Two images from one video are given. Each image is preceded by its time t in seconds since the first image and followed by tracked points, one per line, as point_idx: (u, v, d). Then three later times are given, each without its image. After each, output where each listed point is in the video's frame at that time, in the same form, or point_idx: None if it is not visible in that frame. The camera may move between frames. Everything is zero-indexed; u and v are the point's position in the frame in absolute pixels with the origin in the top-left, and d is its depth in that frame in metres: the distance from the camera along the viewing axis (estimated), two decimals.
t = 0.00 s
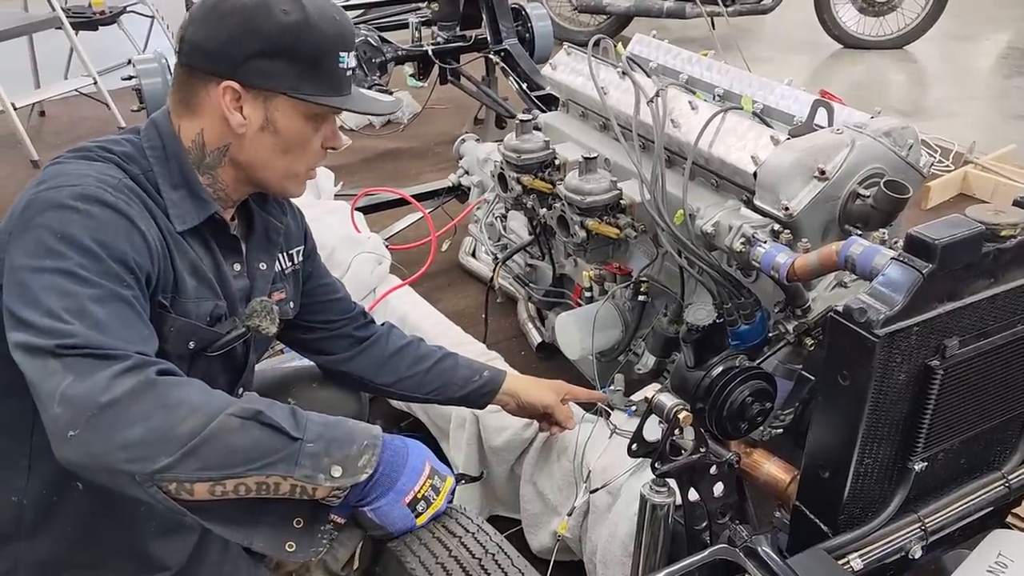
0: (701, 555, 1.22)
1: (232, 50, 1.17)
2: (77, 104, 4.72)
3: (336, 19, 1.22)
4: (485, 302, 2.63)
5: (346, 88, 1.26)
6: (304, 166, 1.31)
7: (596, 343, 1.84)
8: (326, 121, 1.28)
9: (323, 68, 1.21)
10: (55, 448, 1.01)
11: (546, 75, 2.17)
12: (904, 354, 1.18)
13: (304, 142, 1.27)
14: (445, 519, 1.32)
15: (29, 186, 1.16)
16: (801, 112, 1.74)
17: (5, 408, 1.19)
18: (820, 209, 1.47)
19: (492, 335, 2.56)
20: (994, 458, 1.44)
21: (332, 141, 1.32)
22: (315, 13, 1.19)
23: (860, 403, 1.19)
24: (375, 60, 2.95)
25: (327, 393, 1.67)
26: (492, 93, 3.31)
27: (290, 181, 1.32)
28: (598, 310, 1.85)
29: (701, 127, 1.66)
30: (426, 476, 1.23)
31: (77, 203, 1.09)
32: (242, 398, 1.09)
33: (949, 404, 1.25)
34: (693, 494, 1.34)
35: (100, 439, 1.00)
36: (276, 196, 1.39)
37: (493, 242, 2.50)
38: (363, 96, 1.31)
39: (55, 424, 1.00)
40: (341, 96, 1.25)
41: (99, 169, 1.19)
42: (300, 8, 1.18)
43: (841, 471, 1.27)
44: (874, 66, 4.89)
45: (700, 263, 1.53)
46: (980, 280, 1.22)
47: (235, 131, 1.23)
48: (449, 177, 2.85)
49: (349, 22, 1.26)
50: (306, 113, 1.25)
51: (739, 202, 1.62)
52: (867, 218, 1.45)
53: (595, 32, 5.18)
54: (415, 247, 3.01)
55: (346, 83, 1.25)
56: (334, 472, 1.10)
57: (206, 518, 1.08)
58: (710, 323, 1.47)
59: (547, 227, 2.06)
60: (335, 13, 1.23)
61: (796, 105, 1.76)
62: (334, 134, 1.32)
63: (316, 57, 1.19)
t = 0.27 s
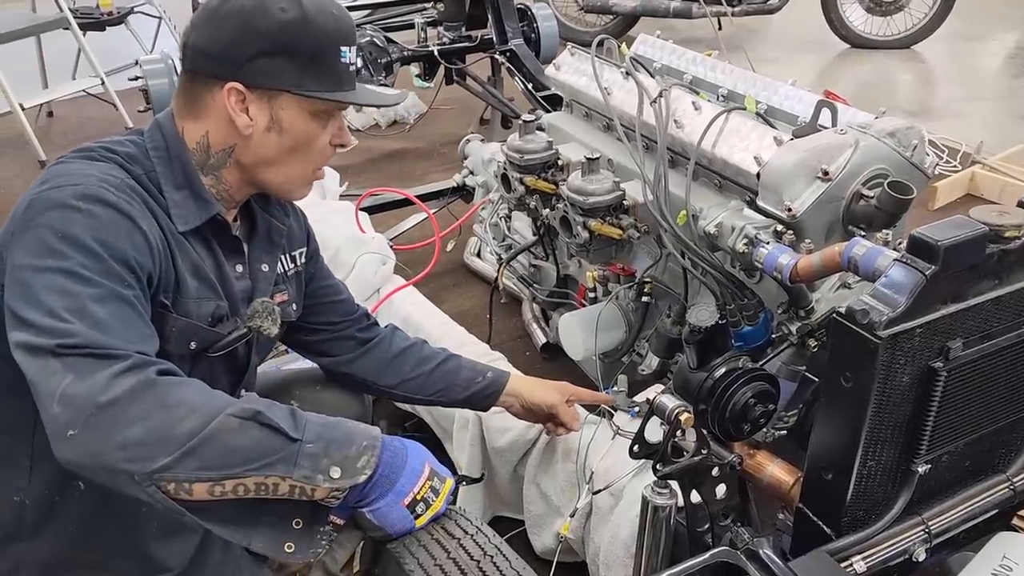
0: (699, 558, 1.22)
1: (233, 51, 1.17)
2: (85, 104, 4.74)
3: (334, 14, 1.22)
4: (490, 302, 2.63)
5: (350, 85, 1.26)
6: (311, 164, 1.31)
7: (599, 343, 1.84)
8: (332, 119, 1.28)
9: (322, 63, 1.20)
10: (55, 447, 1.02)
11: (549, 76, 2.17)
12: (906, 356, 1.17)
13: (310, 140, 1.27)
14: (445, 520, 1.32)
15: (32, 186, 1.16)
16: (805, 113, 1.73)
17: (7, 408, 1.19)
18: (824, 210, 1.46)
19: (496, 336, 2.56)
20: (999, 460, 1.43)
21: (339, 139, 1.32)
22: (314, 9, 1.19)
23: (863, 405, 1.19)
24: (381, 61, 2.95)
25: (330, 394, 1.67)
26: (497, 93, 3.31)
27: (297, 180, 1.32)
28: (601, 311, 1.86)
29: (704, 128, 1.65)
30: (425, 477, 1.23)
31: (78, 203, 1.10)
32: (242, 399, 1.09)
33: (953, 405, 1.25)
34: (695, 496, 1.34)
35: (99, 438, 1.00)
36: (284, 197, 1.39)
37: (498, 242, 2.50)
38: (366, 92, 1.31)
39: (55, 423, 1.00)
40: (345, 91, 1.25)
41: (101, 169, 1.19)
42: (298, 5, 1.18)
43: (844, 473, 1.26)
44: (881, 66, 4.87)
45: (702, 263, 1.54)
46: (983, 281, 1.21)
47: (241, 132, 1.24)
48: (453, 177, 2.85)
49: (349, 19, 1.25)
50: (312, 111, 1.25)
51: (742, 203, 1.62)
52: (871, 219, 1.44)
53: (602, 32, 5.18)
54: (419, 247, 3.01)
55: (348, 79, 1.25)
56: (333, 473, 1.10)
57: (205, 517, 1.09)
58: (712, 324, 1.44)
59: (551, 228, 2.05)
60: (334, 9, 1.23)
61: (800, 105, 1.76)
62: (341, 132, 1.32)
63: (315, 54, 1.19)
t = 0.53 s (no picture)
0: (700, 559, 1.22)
1: (243, 55, 1.17)
2: (88, 105, 4.75)
3: (344, 20, 1.22)
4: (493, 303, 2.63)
5: (358, 90, 1.26)
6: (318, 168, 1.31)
7: (601, 343, 1.84)
8: (339, 123, 1.28)
9: (331, 69, 1.21)
10: (56, 442, 1.02)
11: (551, 75, 2.17)
12: (909, 356, 1.17)
13: (318, 145, 1.27)
14: (445, 520, 1.32)
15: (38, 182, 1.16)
16: (807, 113, 1.73)
17: (9, 406, 1.19)
18: (826, 210, 1.46)
19: (499, 336, 2.55)
20: (1004, 461, 1.43)
21: (345, 143, 1.33)
22: (323, 15, 1.19)
23: (866, 405, 1.18)
24: (384, 61, 2.95)
25: (332, 394, 1.67)
26: (500, 94, 3.30)
27: (304, 184, 1.32)
28: (603, 311, 1.85)
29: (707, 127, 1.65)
30: (425, 477, 1.23)
31: (84, 200, 1.10)
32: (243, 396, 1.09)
33: (956, 405, 1.24)
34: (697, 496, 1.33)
35: (101, 433, 1.00)
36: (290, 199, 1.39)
37: (501, 242, 2.50)
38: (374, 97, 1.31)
39: (57, 418, 1.00)
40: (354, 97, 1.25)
41: (107, 167, 1.19)
42: (309, 11, 1.18)
43: (846, 472, 1.26)
44: (885, 65, 4.85)
45: (704, 263, 1.54)
46: (988, 281, 1.20)
47: (249, 136, 1.24)
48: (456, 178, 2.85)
49: (358, 25, 1.26)
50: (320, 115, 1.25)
51: (745, 202, 1.61)
52: (874, 219, 1.44)
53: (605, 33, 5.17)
54: (422, 248, 3.01)
55: (357, 85, 1.25)
56: (334, 472, 1.09)
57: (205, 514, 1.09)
58: (714, 324, 1.44)
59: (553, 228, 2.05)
60: (343, 15, 1.23)
61: (803, 104, 1.75)
62: (347, 136, 1.32)
63: (325, 59, 1.19)
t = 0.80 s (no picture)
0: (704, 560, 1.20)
1: (247, 59, 1.16)
2: (89, 106, 4.75)
3: (347, 26, 1.22)
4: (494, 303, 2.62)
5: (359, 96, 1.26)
6: (318, 173, 1.31)
7: (602, 343, 1.84)
8: (340, 129, 1.28)
9: (337, 76, 1.21)
10: (53, 448, 1.01)
11: (551, 75, 2.16)
12: (910, 355, 1.16)
13: (319, 151, 1.27)
14: (446, 523, 1.31)
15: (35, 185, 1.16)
16: (808, 111, 1.72)
17: (8, 410, 1.19)
18: (826, 209, 1.45)
19: (500, 336, 2.55)
20: (1008, 460, 1.42)
21: (345, 149, 1.33)
22: (328, 21, 1.19)
23: (868, 405, 1.17)
24: (384, 61, 2.94)
25: (333, 396, 1.67)
26: (500, 93, 3.30)
27: (304, 189, 1.32)
28: (604, 311, 1.85)
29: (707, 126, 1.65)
30: (425, 479, 1.22)
31: (81, 203, 1.09)
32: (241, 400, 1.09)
33: (959, 404, 1.23)
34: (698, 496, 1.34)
35: (98, 439, 1.00)
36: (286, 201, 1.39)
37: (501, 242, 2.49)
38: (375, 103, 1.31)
39: (52, 424, 1.00)
40: (355, 104, 1.25)
41: (105, 170, 1.19)
42: (314, 16, 1.18)
43: (848, 473, 1.25)
44: (887, 63, 4.84)
45: (705, 263, 1.54)
46: (991, 280, 1.20)
47: (251, 141, 1.23)
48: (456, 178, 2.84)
49: (362, 30, 1.26)
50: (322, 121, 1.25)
51: (745, 201, 1.60)
52: (875, 217, 1.44)
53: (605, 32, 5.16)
54: (422, 248, 3.01)
55: (359, 90, 1.25)
56: (333, 475, 1.09)
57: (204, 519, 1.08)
58: (715, 323, 1.43)
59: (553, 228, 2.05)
60: (347, 21, 1.23)
61: (803, 103, 1.74)
62: (347, 142, 1.32)
63: (329, 66, 1.20)
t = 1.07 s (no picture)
0: (713, 563, 1.18)
1: (240, 63, 1.15)
2: (86, 108, 4.73)
3: (342, 31, 1.21)
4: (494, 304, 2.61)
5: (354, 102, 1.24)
6: (311, 180, 1.29)
7: (605, 345, 1.83)
8: (333, 135, 1.27)
9: (331, 82, 1.19)
10: (51, 463, 1.00)
11: (551, 74, 2.15)
12: (919, 357, 1.15)
13: (311, 157, 1.25)
14: (449, 530, 1.30)
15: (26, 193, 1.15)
16: (811, 109, 1.71)
17: (4, 420, 1.18)
18: (831, 209, 1.44)
19: (501, 337, 2.53)
20: (1015, 461, 1.41)
21: (338, 155, 1.31)
22: (324, 26, 1.18)
23: (876, 407, 1.16)
24: (382, 61, 2.93)
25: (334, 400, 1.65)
26: (499, 92, 3.28)
27: (295, 195, 1.30)
28: (607, 311, 1.84)
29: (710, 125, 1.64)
30: (430, 486, 1.21)
31: (72, 211, 1.08)
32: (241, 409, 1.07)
33: (967, 406, 1.22)
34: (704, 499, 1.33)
35: (95, 453, 0.98)
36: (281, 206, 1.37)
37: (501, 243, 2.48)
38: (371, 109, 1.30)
39: (50, 438, 0.99)
40: (349, 111, 1.23)
41: (96, 176, 1.17)
42: (309, 21, 1.17)
43: (856, 476, 1.24)
44: (886, 60, 4.83)
45: (708, 264, 1.54)
46: (998, 280, 1.18)
47: (241, 146, 1.22)
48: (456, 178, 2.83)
49: (358, 35, 1.25)
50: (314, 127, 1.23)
51: (749, 201, 1.59)
52: (881, 217, 1.42)
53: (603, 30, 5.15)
54: (422, 248, 2.99)
55: (354, 96, 1.24)
56: (335, 485, 1.08)
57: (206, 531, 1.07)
58: (720, 325, 1.44)
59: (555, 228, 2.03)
60: (342, 27, 1.22)
61: (806, 101, 1.73)
62: (340, 148, 1.30)
63: (324, 71, 1.18)
